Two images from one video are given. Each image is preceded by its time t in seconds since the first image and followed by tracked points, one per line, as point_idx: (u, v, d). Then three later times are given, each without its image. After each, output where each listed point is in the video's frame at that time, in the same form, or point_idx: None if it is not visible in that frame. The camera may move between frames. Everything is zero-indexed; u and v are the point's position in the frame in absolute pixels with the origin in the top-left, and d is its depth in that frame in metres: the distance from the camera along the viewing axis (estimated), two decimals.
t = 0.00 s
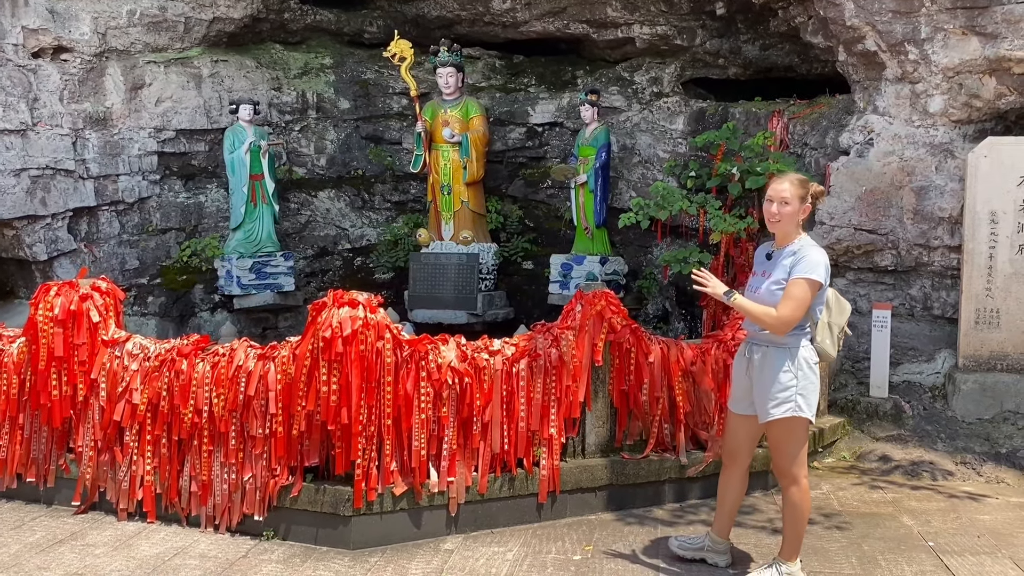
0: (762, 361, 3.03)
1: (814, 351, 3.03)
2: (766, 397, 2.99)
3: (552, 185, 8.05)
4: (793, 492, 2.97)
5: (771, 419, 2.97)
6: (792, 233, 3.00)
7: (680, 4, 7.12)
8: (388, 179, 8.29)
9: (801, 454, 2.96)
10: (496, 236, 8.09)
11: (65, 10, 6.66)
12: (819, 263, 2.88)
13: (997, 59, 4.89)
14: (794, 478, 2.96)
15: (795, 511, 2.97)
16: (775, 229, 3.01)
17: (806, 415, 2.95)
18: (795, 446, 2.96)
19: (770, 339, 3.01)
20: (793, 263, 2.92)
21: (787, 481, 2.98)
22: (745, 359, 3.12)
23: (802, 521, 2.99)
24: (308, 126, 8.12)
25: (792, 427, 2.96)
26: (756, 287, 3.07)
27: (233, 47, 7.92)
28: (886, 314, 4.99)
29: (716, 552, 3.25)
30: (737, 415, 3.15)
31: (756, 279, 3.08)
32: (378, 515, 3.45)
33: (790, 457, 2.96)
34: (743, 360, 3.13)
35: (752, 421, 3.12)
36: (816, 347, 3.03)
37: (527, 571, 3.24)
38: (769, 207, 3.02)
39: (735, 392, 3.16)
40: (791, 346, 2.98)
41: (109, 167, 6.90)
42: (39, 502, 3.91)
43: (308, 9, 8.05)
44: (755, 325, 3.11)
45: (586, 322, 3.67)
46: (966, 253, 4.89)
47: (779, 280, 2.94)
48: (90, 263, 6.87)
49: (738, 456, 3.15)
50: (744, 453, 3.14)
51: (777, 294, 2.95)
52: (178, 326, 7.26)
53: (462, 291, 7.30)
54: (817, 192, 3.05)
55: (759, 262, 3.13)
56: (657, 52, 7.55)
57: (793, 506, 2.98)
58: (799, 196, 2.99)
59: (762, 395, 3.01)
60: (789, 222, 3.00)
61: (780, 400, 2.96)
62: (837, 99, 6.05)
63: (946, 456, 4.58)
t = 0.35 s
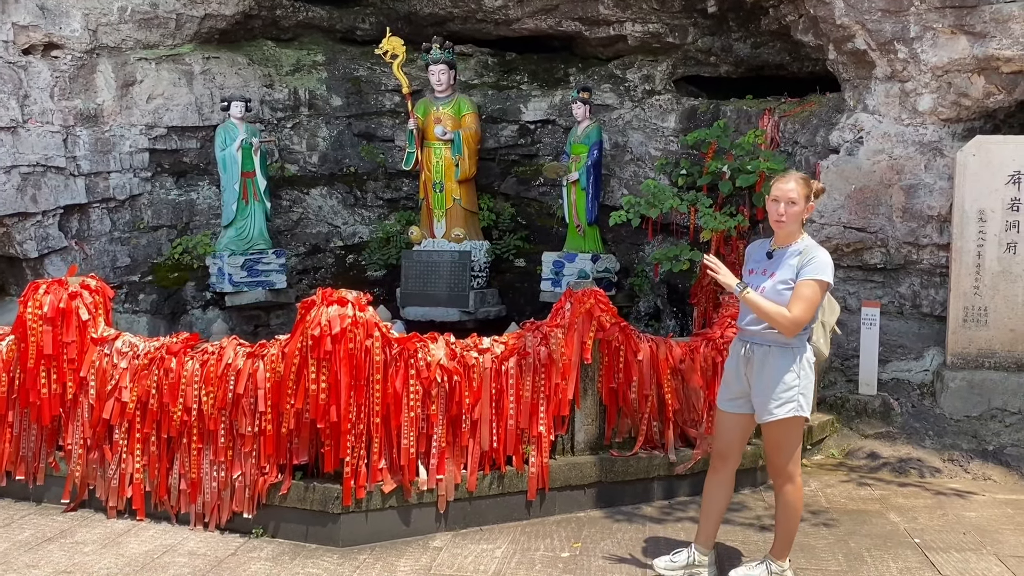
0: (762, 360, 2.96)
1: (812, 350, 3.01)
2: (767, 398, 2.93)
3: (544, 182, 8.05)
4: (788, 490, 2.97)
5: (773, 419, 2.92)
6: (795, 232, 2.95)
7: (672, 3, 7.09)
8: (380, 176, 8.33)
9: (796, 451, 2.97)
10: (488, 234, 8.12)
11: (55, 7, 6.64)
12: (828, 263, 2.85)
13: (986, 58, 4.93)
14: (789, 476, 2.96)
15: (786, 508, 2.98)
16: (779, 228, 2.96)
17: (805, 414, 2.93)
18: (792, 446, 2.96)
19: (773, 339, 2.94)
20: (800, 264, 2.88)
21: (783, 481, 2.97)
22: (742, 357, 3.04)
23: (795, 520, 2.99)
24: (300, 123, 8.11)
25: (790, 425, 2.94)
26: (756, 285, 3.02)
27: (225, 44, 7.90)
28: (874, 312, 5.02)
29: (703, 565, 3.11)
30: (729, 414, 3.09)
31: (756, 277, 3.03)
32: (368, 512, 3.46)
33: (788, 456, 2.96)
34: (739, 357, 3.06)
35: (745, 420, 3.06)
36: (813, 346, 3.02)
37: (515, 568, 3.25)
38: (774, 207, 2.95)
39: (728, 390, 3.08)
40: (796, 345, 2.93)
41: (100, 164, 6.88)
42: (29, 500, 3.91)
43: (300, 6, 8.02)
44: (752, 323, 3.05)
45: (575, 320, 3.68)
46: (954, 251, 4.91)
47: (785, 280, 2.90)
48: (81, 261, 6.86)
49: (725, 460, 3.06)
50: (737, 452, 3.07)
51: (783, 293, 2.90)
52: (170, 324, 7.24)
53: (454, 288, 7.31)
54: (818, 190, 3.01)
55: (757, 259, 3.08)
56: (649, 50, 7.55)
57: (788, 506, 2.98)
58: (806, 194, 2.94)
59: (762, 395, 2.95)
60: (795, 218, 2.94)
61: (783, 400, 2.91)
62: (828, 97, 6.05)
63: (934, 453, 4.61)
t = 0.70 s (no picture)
0: (756, 362, 2.96)
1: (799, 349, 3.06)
2: (764, 400, 2.94)
3: (538, 179, 8.07)
4: (781, 489, 3.00)
5: (773, 420, 2.93)
6: (779, 233, 2.96)
7: None
8: (376, 173, 8.32)
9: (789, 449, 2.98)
10: (482, 230, 8.14)
11: (50, 3, 6.65)
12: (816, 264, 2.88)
13: (977, 56, 4.96)
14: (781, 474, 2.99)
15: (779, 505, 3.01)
16: (763, 230, 2.96)
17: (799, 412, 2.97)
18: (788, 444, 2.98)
19: (767, 342, 2.95)
20: (789, 266, 2.89)
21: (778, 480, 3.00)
22: (733, 359, 3.03)
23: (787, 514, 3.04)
24: (295, 120, 8.11)
25: (785, 425, 2.95)
26: (740, 288, 3.01)
27: (220, 40, 7.91)
28: (865, 309, 5.05)
29: None
30: (728, 420, 3.03)
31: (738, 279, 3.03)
32: (361, 507, 3.49)
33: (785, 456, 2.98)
34: (727, 361, 3.05)
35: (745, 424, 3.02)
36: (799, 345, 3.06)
37: (507, 562, 3.28)
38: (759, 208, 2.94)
39: (720, 395, 3.06)
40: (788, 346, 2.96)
41: (95, 160, 6.90)
42: (23, 495, 3.93)
43: (295, 2, 8.02)
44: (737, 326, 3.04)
45: (567, 317, 3.72)
46: (945, 248, 4.94)
47: (774, 282, 2.91)
48: (76, 257, 6.87)
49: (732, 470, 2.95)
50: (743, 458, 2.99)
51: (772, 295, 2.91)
52: (165, 320, 7.22)
53: (449, 285, 7.34)
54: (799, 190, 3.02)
55: (737, 261, 3.08)
56: (644, 47, 7.57)
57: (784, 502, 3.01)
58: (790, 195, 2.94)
59: (758, 398, 2.95)
60: (779, 219, 2.94)
61: (782, 400, 2.93)
62: (820, 95, 6.07)
63: (924, 449, 4.65)
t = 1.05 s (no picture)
0: (745, 365, 2.91)
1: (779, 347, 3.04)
2: (753, 405, 2.90)
3: (537, 176, 8.10)
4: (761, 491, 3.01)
5: (761, 426, 2.91)
6: (754, 230, 2.96)
7: None
8: (375, 169, 8.34)
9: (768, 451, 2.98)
10: (481, 227, 8.17)
11: None
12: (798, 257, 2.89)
13: (972, 56, 5.00)
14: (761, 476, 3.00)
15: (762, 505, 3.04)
16: (740, 227, 2.93)
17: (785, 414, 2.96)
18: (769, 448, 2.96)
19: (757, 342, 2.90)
20: (773, 260, 2.88)
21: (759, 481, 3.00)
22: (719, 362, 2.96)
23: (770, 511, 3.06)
24: (295, 116, 8.14)
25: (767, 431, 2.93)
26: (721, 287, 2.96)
27: (220, 37, 7.94)
28: (862, 306, 5.10)
29: None
30: (712, 425, 2.99)
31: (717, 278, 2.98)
32: (361, 501, 3.53)
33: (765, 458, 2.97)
34: (709, 365, 2.98)
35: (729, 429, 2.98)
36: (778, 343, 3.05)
37: (505, 555, 3.33)
38: (736, 205, 2.91)
39: (704, 401, 2.99)
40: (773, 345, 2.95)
41: (96, 156, 6.93)
42: (26, 488, 3.97)
43: None
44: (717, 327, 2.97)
45: (565, 313, 3.75)
46: (940, 246, 4.98)
47: (760, 278, 2.89)
48: (77, 253, 6.90)
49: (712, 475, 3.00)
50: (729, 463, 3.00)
51: (759, 293, 2.88)
52: (164, 315, 7.30)
53: (447, 281, 7.40)
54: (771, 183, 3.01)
55: (713, 260, 3.03)
56: (642, 45, 7.60)
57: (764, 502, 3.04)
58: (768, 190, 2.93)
59: (749, 403, 2.90)
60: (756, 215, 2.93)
61: (771, 404, 2.91)
62: (817, 93, 6.11)
63: (917, 444, 4.70)
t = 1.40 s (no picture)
0: (738, 363, 2.86)
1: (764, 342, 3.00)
2: (750, 403, 2.85)
3: (538, 174, 8.13)
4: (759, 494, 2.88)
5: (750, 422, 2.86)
6: (733, 227, 2.90)
7: None
8: (377, 167, 8.39)
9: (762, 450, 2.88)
10: (482, 225, 8.22)
11: None
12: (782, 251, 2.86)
13: (971, 56, 5.03)
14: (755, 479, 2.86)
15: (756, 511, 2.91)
16: (717, 223, 2.87)
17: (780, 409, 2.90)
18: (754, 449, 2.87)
19: (746, 340, 2.86)
20: (758, 257, 2.84)
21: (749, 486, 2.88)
22: (710, 363, 2.90)
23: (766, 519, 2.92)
24: (297, 114, 8.19)
25: (761, 428, 2.88)
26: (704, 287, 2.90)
27: (223, 35, 7.97)
28: (860, 304, 5.15)
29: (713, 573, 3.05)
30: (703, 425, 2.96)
31: (700, 278, 2.91)
32: (364, 496, 3.57)
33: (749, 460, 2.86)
34: (701, 367, 2.93)
35: (721, 429, 2.95)
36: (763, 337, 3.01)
37: (506, 549, 3.37)
38: (713, 202, 2.86)
39: (697, 404, 2.94)
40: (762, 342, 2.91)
41: (99, 153, 6.96)
42: (33, 483, 4.01)
43: None
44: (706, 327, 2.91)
45: (566, 311, 3.79)
46: (938, 245, 5.02)
47: (747, 277, 2.84)
48: (81, 249, 6.93)
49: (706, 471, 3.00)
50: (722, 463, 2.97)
51: (747, 292, 2.84)
52: (167, 312, 7.34)
53: (448, 279, 7.43)
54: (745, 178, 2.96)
55: (693, 259, 2.96)
56: (643, 43, 7.63)
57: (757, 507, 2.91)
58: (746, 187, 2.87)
59: (744, 401, 2.85)
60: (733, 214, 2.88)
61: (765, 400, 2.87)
62: (817, 92, 6.14)
63: (915, 441, 4.74)
